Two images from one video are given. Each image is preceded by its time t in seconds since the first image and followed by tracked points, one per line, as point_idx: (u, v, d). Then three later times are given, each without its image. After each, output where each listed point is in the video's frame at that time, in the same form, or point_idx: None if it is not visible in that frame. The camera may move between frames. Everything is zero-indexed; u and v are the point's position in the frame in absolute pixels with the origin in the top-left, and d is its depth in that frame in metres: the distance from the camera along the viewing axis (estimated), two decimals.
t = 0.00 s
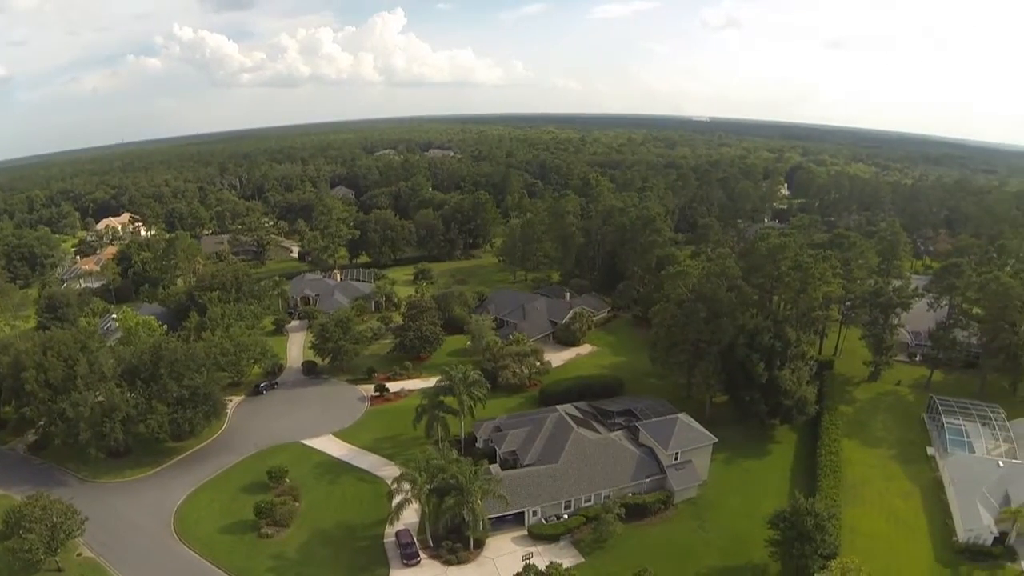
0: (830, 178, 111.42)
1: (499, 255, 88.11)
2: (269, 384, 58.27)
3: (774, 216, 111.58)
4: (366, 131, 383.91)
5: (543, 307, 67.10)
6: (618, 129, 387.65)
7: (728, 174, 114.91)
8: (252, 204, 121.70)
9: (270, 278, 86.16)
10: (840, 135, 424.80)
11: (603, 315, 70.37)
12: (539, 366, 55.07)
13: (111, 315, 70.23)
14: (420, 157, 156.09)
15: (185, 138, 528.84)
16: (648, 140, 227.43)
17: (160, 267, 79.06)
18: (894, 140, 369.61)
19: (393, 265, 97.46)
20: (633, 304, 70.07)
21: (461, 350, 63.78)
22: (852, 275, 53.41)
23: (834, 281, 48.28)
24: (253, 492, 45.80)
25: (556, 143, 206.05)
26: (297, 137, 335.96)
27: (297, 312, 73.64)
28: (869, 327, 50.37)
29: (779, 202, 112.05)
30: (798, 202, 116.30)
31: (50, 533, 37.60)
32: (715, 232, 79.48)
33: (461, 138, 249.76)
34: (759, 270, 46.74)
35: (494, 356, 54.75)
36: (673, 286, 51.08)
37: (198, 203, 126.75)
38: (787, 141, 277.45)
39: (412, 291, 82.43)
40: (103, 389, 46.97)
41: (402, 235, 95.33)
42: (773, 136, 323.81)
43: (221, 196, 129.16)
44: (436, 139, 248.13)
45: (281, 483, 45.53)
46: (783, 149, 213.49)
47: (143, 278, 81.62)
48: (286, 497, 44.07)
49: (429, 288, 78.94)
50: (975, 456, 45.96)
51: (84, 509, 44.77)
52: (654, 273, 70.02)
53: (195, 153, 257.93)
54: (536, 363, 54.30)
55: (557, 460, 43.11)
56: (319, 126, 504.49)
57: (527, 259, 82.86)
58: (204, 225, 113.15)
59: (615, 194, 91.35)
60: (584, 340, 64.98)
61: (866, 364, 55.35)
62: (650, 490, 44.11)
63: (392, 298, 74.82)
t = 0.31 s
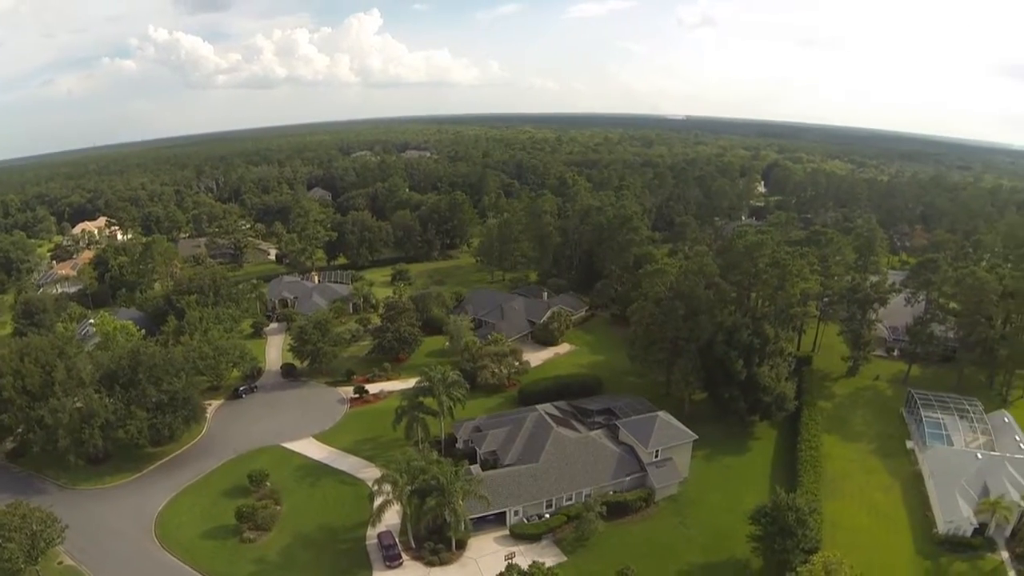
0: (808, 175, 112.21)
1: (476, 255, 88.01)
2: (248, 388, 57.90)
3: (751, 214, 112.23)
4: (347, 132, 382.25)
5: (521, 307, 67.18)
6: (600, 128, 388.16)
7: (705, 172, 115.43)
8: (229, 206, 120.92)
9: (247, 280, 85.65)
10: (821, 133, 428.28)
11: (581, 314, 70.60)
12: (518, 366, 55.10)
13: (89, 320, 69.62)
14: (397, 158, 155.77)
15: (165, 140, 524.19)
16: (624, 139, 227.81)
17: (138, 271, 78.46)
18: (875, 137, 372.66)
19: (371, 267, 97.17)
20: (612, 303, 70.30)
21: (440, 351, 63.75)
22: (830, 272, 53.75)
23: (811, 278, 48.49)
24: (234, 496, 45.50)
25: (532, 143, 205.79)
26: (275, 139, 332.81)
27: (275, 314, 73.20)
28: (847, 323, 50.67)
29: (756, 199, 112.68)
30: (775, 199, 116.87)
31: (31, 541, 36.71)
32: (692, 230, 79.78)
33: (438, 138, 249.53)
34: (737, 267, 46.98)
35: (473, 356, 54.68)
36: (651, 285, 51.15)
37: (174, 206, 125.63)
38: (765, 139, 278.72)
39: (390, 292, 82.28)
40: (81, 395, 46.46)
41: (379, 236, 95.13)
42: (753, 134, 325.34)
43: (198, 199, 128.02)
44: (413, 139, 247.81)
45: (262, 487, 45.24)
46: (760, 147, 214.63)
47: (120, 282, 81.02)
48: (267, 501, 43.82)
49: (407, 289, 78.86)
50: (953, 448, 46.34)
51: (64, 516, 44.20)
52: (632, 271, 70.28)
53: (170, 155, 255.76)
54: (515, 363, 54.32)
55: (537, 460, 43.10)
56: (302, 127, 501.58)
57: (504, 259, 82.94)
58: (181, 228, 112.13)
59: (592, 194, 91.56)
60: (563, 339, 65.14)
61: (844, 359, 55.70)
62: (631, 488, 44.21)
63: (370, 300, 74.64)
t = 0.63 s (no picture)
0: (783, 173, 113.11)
1: (452, 256, 87.92)
2: (227, 392, 57.46)
3: (728, 212, 112.77)
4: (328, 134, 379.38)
5: (498, 307, 67.24)
6: (583, 127, 388.63)
7: (681, 171, 115.91)
8: (204, 210, 120.00)
9: (223, 284, 85.11)
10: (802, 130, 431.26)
11: (558, 313, 70.87)
12: (496, 367, 55.12)
13: (65, 326, 68.82)
14: (373, 159, 155.41)
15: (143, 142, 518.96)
16: (600, 139, 228.14)
17: (114, 275, 77.87)
18: (854, 135, 376.27)
19: (347, 269, 96.88)
20: (589, 302, 70.54)
21: (417, 353, 63.76)
22: (807, 268, 54.06)
23: (787, 275, 48.76)
24: (215, 501, 45.14)
25: (507, 143, 205.50)
26: (253, 140, 329.90)
27: (252, 317, 72.75)
28: (825, 319, 50.99)
29: (732, 197, 113.24)
30: (751, 197, 117.55)
31: (9, 552, 35.80)
32: (668, 228, 80.11)
33: (414, 139, 249.54)
34: (713, 265, 47.21)
35: (450, 357, 54.62)
36: (628, 283, 51.24)
37: (150, 210, 124.39)
38: (742, 138, 280.09)
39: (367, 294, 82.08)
40: (59, 402, 45.92)
41: (355, 238, 94.94)
42: (731, 133, 327.53)
43: (174, 202, 126.77)
44: (388, 140, 247.58)
45: (242, 492, 44.95)
46: (736, 146, 215.84)
47: (97, 287, 80.28)
48: (247, 506, 43.50)
49: (384, 290, 78.79)
50: (931, 441, 46.73)
51: (42, 524, 43.48)
52: (609, 270, 70.51)
53: (144, 158, 253.09)
54: (493, 363, 54.35)
55: (516, 460, 43.06)
56: (284, 129, 498.21)
57: (480, 259, 83.02)
58: (157, 232, 111.16)
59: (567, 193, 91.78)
60: (540, 339, 65.30)
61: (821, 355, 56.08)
62: (611, 487, 44.26)
63: (347, 302, 74.51)
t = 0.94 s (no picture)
0: (754, 170, 113.88)
1: (425, 257, 87.79)
2: (202, 396, 56.86)
3: (700, 209, 113.40)
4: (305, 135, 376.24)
5: (470, 308, 67.27)
6: (562, 126, 389.16)
7: (653, 170, 116.48)
8: (176, 213, 118.70)
9: (196, 289, 84.39)
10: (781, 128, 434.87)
11: (531, 313, 71.16)
12: (470, 367, 55.16)
13: (35, 333, 67.77)
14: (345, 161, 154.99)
15: (117, 145, 512.11)
16: (571, 138, 228.33)
17: (85, 281, 77.07)
18: (829, 132, 380.92)
19: (320, 271, 96.55)
20: (562, 302, 70.79)
21: (391, 354, 63.70)
22: (778, 264, 54.44)
23: (759, 272, 49.09)
24: (192, 507, 44.64)
25: (479, 143, 205.12)
26: (226, 143, 326.23)
27: (225, 321, 72.13)
28: (797, 314, 51.44)
29: (703, 194, 113.92)
30: (723, 194, 118.25)
31: None
32: (640, 226, 80.52)
33: (385, 140, 249.11)
34: (686, 263, 47.47)
35: (424, 358, 54.56)
36: (601, 282, 51.34)
37: (120, 214, 122.64)
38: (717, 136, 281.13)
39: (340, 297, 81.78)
40: (31, 411, 45.04)
41: (327, 241, 94.62)
42: (706, 131, 330.40)
43: (145, 207, 125.27)
44: (359, 142, 246.92)
45: (219, 497, 44.58)
46: (708, 143, 217.11)
47: (68, 293, 79.25)
48: (224, 511, 43.08)
49: (357, 292, 78.68)
50: (905, 434, 47.21)
51: (16, 535, 42.52)
52: (582, 269, 70.75)
53: (110, 162, 249.32)
54: (467, 363, 54.38)
55: (492, 460, 43.04)
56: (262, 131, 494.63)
57: (453, 259, 83.06)
58: (128, 237, 109.91)
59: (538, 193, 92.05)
60: (513, 338, 65.48)
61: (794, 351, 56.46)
62: (588, 485, 44.34)
63: (320, 305, 74.29)
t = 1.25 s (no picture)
0: (728, 168, 114.71)
1: (401, 258, 87.66)
2: (180, 401, 56.30)
3: (675, 208, 114.00)
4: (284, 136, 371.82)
5: (447, 308, 67.27)
6: (544, 126, 389.19)
7: (628, 169, 117.11)
8: (150, 217, 117.43)
9: (171, 293, 83.71)
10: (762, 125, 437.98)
11: (508, 313, 71.39)
12: (447, 368, 55.16)
13: (9, 340, 66.83)
14: (320, 163, 154.37)
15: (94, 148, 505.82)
16: (545, 138, 228.38)
17: (60, 286, 76.27)
18: (806, 130, 385.12)
19: (296, 274, 96.12)
20: (538, 301, 71.01)
21: (368, 356, 63.61)
22: (754, 261, 54.76)
23: (735, 269, 49.34)
24: (172, 513, 44.18)
25: (454, 144, 204.98)
26: (201, 145, 321.90)
27: (202, 326, 71.57)
28: (774, 311, 51.81)
29: (679, 193, 114.58)
30: (697, 192, 118.94)
31: None
32: (615, 225, 80.89)
33: (359, 141, 248.71)
34: (662, 261, 47.61)
35: (402, 359, 54.48)
36: (577, 281, 51.41)
37: (93, 218, 120.95)
38: (693, 135, 282.14)
39: (316, 299, 81.56)
40: (7, 419, 44.08)
41: (303, 243, 94.26)
42: (683, 130, 332.99)
43: (119, 210, 123.64)
44: (334, 143, 246.22)
45: (199, 503, 44.27)
46: (682, 142, 218.19)
47: (42, 299, 78.34)
48: (205, 517, 42.71)
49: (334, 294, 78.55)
50: (882, 427, 47.65)
51: None
52: (557, 269, 71.05)
53: (80, 165, 245.68)
54: (444, 364, 54.38)
55: (471, 460, 42.98)
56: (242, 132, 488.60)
57: (429, 260, 83.06)
58: (104, 241, 108.67)
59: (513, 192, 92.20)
60: (490, 338, 65.61)
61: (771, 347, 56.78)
62: (568, 484, 44.41)
63: (297, 307, 74.13)
